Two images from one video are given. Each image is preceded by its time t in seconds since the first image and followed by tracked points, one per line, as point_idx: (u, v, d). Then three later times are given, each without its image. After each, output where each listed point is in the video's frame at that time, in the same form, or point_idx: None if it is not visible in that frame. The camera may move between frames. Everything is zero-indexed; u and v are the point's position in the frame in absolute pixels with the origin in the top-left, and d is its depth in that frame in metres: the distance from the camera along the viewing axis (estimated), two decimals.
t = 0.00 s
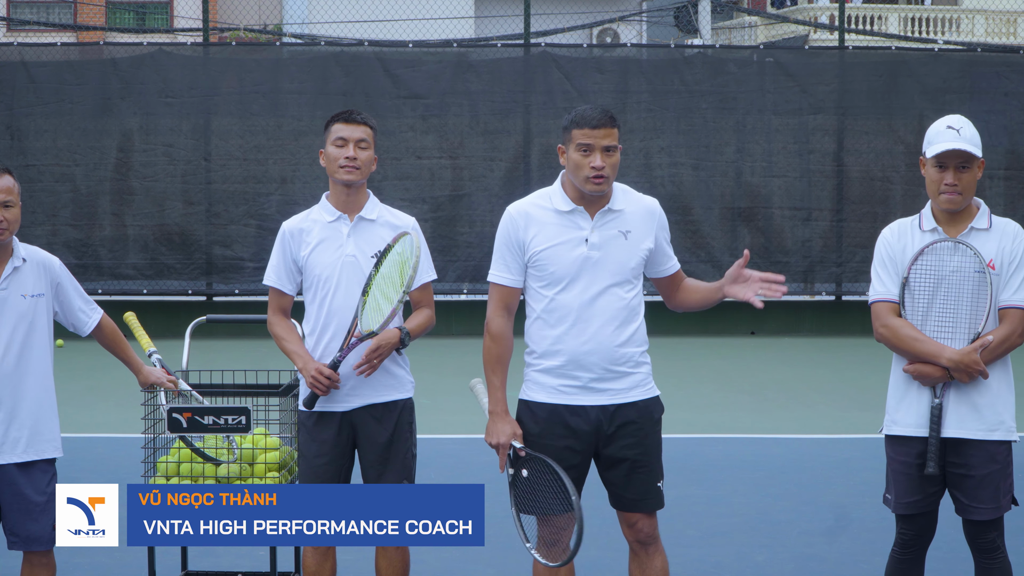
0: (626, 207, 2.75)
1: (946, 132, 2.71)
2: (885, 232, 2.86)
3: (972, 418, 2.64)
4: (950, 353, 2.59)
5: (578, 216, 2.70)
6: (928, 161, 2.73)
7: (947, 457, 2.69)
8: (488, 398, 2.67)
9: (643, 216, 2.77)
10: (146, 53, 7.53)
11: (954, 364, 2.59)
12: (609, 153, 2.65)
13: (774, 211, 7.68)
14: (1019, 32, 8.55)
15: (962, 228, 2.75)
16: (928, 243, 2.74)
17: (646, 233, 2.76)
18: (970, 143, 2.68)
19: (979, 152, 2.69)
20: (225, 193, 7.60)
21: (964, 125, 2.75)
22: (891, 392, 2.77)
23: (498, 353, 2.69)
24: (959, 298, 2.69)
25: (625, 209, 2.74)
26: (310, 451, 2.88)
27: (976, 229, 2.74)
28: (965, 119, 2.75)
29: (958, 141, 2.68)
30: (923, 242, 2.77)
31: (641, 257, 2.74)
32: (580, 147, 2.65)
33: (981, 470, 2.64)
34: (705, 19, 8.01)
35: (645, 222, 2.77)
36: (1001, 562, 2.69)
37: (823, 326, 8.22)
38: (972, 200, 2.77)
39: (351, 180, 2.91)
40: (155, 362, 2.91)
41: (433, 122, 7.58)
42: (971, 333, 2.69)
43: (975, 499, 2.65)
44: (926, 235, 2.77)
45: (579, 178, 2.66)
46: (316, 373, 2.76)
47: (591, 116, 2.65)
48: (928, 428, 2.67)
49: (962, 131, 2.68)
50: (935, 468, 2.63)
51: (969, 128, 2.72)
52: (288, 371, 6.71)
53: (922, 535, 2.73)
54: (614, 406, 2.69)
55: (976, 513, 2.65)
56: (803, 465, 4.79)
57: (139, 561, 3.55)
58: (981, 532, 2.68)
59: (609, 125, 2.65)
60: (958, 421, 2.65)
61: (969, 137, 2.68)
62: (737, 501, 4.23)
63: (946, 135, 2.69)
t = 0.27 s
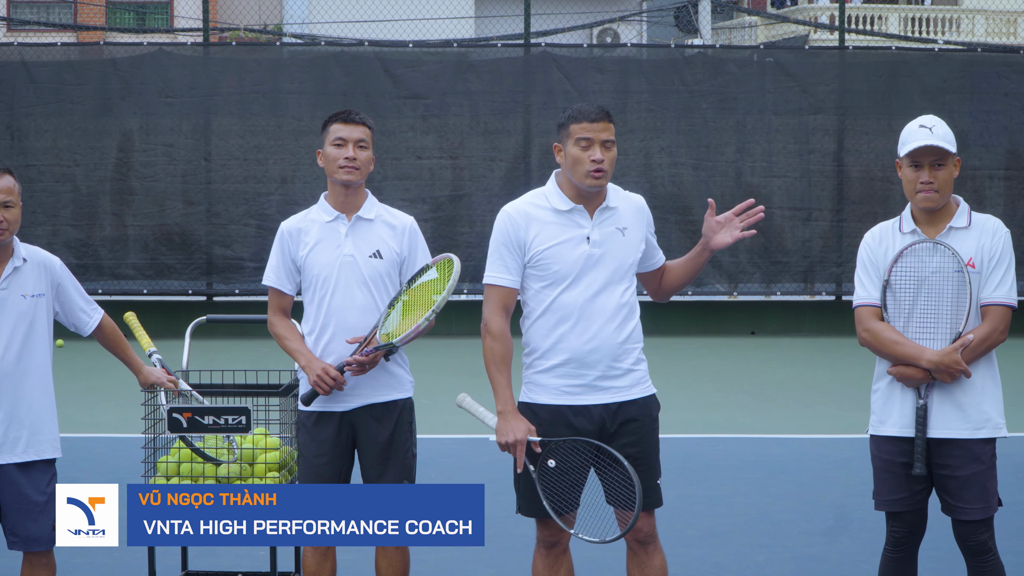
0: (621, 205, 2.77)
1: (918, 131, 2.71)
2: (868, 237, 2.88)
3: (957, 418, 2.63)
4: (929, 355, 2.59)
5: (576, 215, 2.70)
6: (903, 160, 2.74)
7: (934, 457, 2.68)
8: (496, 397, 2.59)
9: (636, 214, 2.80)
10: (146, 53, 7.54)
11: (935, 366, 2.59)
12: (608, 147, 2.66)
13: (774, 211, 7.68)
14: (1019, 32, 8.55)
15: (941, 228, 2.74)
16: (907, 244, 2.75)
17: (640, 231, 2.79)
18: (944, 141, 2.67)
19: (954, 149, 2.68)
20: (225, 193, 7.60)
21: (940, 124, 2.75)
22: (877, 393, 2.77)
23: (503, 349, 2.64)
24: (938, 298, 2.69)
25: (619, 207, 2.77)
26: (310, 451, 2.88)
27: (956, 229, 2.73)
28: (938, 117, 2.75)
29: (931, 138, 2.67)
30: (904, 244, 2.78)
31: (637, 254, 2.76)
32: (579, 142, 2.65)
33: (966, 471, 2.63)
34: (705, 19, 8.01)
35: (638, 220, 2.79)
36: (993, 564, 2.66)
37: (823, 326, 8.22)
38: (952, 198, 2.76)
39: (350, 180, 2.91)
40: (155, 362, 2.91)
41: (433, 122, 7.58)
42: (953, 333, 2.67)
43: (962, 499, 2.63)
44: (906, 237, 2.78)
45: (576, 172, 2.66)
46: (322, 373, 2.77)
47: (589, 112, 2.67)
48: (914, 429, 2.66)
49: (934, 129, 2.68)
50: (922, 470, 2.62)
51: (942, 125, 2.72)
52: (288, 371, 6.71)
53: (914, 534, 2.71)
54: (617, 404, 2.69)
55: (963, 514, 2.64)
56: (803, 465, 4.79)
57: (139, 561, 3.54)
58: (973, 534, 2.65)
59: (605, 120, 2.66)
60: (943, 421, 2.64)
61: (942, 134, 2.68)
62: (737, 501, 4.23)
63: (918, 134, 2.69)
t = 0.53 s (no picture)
0: (620, 205, 2.76)
1: (906, 132, 2.70)
2: (856, 235, 2.88)
3: (941, 418, 2.64)
4: (916, 357, 2.59)
5: (574, 214, 2.70)
6: (892, 161, 2.73)
7: (920, 457, 2.68)
8: (502, 400, 2.62)
9: (635, 213, 2.78)
10: (146, 53, 7.54)
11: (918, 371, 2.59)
12: (608, 144, 2.67)
13: (774, 211, 7.68)
14: (1019, 32, 8.56)
15: (929, 230, 2.75)
16: (895, 246, 2.75)
17: (640, 230, 2.77)
18: (931, 142, 2.66)
19: (942, 150, 2.68)
20: (225, 193, 7.60)
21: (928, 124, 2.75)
22: (862, 394, 2.77)
23: (508, 353, 2.67)
24: (925, 300, 2.69)
25: (618, 206, 2.76)
26: (309, 451, 2.88)
27: (944, 231, 2.72)
28: (928, 117, 2.74)
29: (918, 140, 2.66)
30: (893, 244, 2.78)
31: (638, 254, 2.74)
32: (579, 138, 2.66)
33: (952, 471, 2.63)
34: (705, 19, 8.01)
35: (637, 219, 2.78)
36: (984, 566, 2.62)
37: (823, 326, 8.22)
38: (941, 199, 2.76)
39: (351, 181, 2.91)
40: (154, 362, 2.91)
41: (433, 122, 7.58)
42: (938, 335, 2.67)
43: (948, 499, 2.63)
44: (895, 238, 2.78)
45: (575, 170, 2.66)
46: (321, 376, 2.76)
47: (590, 110, 2.68)
48: (899, 429, 2.67)
49: (921, 130, 2.67)
50: (905, 470, 2.61)
51: (930, 126, 2.71)
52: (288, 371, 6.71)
53: (905, 532, 2.71)
54: (617, 404, 2.69)
55: (950, 514, 2.63)
56: (803, 465, 4.79)
57: (139, 561, 3.55)
58: (962, 535, 2.62)
59: (605, 118, 2.67)
60: (928, 422, 2.64)
61: (929, 135, 2.67)
62: (737, 501, 4.23)
63: (905, 134, 2.68)
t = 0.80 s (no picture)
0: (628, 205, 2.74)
1: (906, 131, 2.70)
2: (856, 234, 2.88)
3: (936, 418, 2.63)
4: (910, 352, 2.59)
5: (578, 213, 2.71)
6: (892, 160, 2.74)
7: (916, 456, 2.68)
8: (486, 394, 2.68)
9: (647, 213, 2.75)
10: (146, 53, 7.54)
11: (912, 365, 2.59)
12: (613, 146, 2.66)
13: (774, 211, 7.68)
14: (1019, 32, 8.56)
15: (928, 229, 2.74)
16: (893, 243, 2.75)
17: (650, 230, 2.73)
18: (931, 142, 2.66)
19: (941, 150, 2.68)
20: (225, 193, 7.60)
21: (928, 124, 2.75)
22: (859, 393, 2.78)
23: (502, 351, 2.72)
24: (922, 298, 2.69)
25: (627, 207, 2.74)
26: (309, 451, 2.88)
27: (940, 230, 2.72)
28: (930, 118, 2.73)
29: (918, 139, 2.66)
30: (891, 242, 2.79)
31: (646, 256, 2.69)
32: (585, 140, 2.66)
33: (949, 470, 2.63)
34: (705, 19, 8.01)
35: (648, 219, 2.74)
36: (985, 563, 2.63)
37: (823, 326, 8.22)
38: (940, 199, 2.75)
39: (356, 181, 2.90)
40: (154, 362, 2.91)
41: (433, 122, 7.58)
42: (936, 332, 2.66)
43: (945, 499, 2.63)
44: (893, 237, 2.78)
45: (580, 171, 2.67)
46: (321, 379, 2.76)
47: (596, 111, 2.67)
48: (895, 427, 2.67)
49: (922, 129, 2.67)
50: (902, 468, 2.63)
51: (931, 126, 2.71)
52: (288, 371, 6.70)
53: (903, 533, 2.71)
54: (615, 406, 2.67)
55: (948, 513, 2.63)
56: (803, 465, 4.79)
57: (139, 561, 3.54)
58: (962, 533, 2.64)
59: (612, 119, 2.66)
60: (923, 421, 2.64)
61: (929, 135, 2.67)
62: (737, 501, 4.23)
63: (905, 133, 2.68)
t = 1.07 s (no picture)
0: (634, 207, 2.72)
1: (911, 131, 2.70)
2: (860, 232, 2.87)
3: (946, 419, 2.62)
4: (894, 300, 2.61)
5: (583, 214, 2.72)
6: (897, 160, 2.74)
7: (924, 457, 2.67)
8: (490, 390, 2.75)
9: (652, 216, 2.72)
10: (146, 53, 7.54)
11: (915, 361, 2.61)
12: (616, 144, 2.66)
13: (774, 211, 7.68)
14: (1020, 32, 8.56)
15: (935, 227, 2.73)
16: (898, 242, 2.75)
17: (654, 233, 2.70)
18: (936, 141, 2.65)
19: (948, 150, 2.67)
20: (225, 193, 7.60)
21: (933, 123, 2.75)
22: (868, 393, 2.77)
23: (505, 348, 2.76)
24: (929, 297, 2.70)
25: (633, 209, 2.72)
26: (309, 451, 2.88)
27: (948, 229, 2.71)
28: (934, 117, 2.73)
29: (922, 139, 2.66)
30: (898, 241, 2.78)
31: (646, 259, 2.67)
32: (588, 138, 2.67)
33: (954, 471, 2.63)
34: (705, 19, 8.01)
35: (653, 222, 2.71)
36: (988, 563, 2.65)
37: (823, 326, 8.22)
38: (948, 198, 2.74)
39: (361, 182, 2.91)
40: (154, 362, 2.91)
41: (433, 122, 7.58)
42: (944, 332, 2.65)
43: (951, 501, 2.62)
44: (899, 235, 2.77)
45: (583, 169, 2.67)
46: (324, 377, 2.76)
47: (602, 109, 2.68)
48: (906, 427, 2.66)
49: (926, 129, 2.67)
50: (915, 469, 2.61)
51: (936, 126, 2.70)
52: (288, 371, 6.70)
53: (908, 533, 2.71)
54: (609, 408, 2.67)
55: (952, 515, 2.63)
56: (803, 465, 4.79)
57: (139, 561, 3.54)
58: (967, 533, 2.66)
59: (618, 118, 2.66)
60: (934, 421, 2.63)
61: (934, 135, 2.67)
62: (737, 501, 4.23)
63: (910, 134, 2.68)
